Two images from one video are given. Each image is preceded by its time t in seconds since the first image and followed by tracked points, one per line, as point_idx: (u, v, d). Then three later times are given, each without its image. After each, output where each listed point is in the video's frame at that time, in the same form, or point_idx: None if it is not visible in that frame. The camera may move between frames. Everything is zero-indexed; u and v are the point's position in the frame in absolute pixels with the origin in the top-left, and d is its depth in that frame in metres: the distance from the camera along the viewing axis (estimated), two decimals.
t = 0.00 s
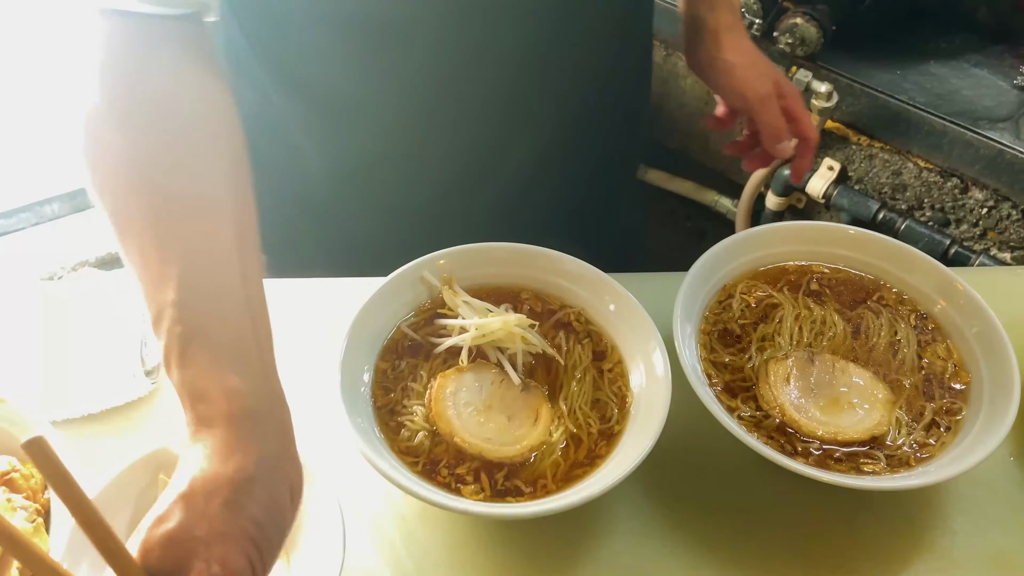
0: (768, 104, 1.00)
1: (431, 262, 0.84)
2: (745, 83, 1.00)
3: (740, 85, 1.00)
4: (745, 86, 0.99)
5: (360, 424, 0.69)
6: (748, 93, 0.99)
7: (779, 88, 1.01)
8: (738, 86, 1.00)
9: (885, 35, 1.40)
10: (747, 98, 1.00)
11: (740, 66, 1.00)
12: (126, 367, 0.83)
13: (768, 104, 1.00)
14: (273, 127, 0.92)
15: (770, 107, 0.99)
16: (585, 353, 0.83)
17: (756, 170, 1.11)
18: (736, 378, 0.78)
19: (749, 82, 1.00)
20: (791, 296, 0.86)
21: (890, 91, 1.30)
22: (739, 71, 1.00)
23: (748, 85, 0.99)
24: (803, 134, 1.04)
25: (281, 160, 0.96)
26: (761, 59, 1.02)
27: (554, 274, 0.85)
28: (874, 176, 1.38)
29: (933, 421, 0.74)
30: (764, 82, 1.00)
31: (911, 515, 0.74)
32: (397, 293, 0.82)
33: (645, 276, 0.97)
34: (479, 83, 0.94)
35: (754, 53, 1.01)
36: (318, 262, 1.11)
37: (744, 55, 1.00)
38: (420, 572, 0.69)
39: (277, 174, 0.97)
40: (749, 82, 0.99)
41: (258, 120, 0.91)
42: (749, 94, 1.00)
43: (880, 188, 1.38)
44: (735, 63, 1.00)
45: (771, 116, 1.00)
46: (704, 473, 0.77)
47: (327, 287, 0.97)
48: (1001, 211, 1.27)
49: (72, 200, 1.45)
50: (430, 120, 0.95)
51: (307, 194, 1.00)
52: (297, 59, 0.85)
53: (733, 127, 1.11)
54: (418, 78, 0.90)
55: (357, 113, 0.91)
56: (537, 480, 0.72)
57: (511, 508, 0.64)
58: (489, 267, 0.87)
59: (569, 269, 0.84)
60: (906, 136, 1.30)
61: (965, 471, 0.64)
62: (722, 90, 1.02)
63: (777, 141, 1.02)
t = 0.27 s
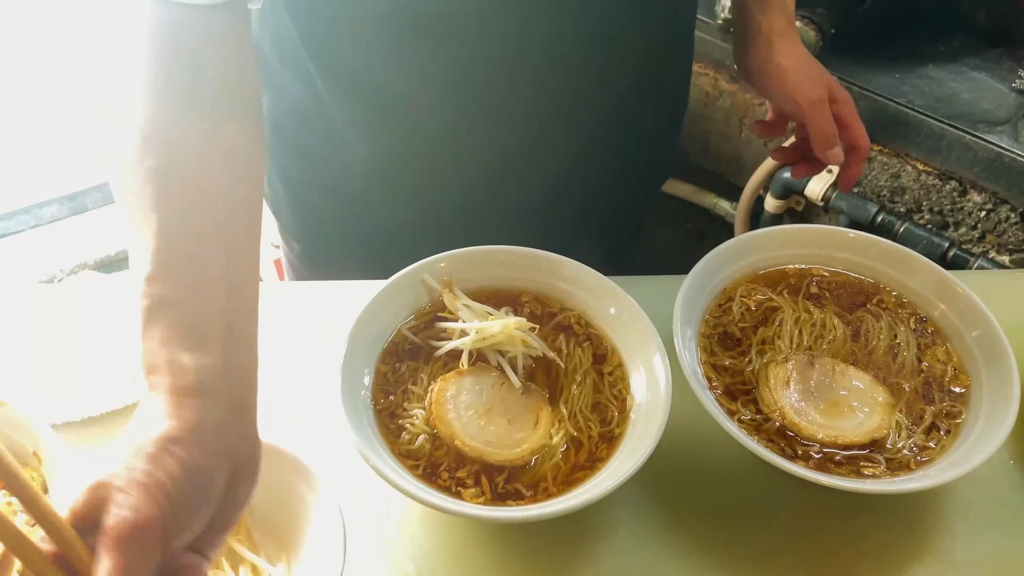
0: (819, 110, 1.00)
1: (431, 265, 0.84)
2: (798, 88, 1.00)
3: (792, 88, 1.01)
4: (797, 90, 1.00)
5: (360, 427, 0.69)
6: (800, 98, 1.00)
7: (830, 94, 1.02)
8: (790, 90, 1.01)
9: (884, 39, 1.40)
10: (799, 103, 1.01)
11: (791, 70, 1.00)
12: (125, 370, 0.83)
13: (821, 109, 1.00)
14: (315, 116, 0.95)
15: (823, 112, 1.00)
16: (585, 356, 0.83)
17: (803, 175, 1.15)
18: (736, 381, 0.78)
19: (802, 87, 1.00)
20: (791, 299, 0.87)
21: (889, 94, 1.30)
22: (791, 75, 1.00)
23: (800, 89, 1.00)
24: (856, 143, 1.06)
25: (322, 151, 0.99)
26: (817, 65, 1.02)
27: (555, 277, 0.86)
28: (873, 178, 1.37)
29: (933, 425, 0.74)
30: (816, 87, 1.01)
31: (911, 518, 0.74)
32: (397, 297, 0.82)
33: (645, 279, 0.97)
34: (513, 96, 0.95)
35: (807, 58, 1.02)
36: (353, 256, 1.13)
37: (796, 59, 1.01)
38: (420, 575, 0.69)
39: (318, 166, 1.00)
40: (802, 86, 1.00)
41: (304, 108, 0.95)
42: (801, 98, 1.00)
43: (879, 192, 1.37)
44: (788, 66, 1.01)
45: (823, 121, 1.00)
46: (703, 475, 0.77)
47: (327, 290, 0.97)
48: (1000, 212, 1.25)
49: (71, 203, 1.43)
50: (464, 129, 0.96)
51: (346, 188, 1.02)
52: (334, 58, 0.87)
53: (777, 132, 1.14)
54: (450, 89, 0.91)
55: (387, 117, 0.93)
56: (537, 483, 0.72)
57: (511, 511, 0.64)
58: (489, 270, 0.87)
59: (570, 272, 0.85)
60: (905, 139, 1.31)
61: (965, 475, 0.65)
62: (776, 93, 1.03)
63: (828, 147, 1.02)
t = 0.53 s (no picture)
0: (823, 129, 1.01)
1: (431, 269, 0.84)
2: (804, 106, 1.00)
3: (797, 107, 1.01)
4: (803, 109, 1.00)
5: (358, 432, 0.69)
6: (804, 115, 1.00)
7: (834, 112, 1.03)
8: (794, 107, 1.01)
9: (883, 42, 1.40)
10: (804, 122, 1.01)
11: (794, 86, 1.01)
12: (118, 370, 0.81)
13: (825, 128, 1.00)
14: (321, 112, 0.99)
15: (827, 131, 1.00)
16: (585, 360, 0.82)
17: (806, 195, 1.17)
18: (737, 386, 0.78)
19: (808, 105, 1.00)
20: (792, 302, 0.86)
21: (888, 96, 1.30)
22: (796, 93, 1.01)
23: (805, 108, 1.00)
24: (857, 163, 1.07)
25: (326, 148, 1.02)
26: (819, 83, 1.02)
27: (554, 280, 0.85)
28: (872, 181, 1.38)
29: (934, 430, 0.74)
30: (821, 105, 1.01)
31: (911, 523, 0.74)
32: (395, 301, 0.82)
33: (645, 283, 0.97)
34: (510, 99, 0.97)
35: (812, 76, 1.02)
36: (355, 255, 1.16)
37: (802, 77, 1.01)
38: None
39: (321, 163, 1.04)
40: (807, 104, 1.00)
41: (309, 104, 1.00)
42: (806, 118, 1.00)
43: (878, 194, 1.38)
44: (793, 83, 1.01)
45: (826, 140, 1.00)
46: (703, 480, 0.76)
47: (325, 293, 0.96)
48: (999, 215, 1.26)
49: (68, 203, 1.44)
50: (461, 130, 0.99)
51: (348, 186, 1.05)
52: (339, 55, 0.91)
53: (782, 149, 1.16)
54: (448, 90, 0.94)
55: (388, 114, 0.96)
56: (537, 488, 0.72)
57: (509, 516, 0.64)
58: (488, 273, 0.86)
59: (569, 276, 0.84)
60: (904, 142, 1.30)
61: (966, 481, 0.64)
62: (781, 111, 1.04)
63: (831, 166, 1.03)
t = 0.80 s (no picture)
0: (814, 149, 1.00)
1: (436, 275, 0.83)
2: (795, 124, 1.00)
3: (787, 125, 1.01)
4: (795, 127, 1.00)
5: (365, 441, 0.68)
6: (796, 133, 1.00)
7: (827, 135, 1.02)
8: (786, 124, 1.01)
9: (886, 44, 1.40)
10: (794, 141, 1.00)
11: (787, 102, 1.01)
12: (119, 378, 0.80)
13: (816, 149, 1.00)
14: (328, 113, 0.99)
15: (818, 151, 1.00)
16: (592, 367, 0.82)
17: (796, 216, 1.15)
18: (745, 393, 0.77)
19: (799, 124, 1.00)
20: (799, 308, 0.86)
21: (891, 99, 1.29)
22: (788, 111, 1.00)
23: (796, 126, 1.00)
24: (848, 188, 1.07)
25: (329, 147, 1.02)
26: (812, 102, 1.03)
27: (560, 286, 0.85)
28: (873, 182, 1.34)
29: (944, 438, 0.73)
30: (813, 125, 1.01)
31: (921, 533, 0.73)
32: (399, 307, 0.81)
33: (650, 289, 0.96)
34: (519, 98, 0.97)
35: (805, 96, 1.02)
36: (354, 255, 1.15)
37: (795, 96, 1.01)
38: None
39: (323, 162, 1.04)
40: (799, 123, 1.00)
41: (311, 102, 0.99)
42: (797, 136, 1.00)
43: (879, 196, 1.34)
44: (786, 100, 1.01)
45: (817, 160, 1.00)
46: (711, 488, 0.76)
47: (329, 299, 0.95)
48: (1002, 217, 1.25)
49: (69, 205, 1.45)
50: (470, 130, 0.98)
51: (355, 188, 1.05)
52: (338, 53, 0.91)
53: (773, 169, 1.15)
54: (457, 90, 0.94)
55: (397, 115, 0.96)
56: (544, 497, 0.71)
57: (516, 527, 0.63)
58: (493, 279, 0.86)
59: (575, 282, 0.84)
60: (907, 145, 1.29)
61: (977, 490, 0.64)
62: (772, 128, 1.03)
63: (822, 188, 1.02)
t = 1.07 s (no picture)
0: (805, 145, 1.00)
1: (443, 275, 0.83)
2: (788, 122, 1.00)
3: (780, 122, 1.00)
4: (788, 124, 1.00)
5: (372, 443, 0.67)
6: (789, 131, 1.00)
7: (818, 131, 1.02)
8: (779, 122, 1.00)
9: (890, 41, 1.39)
10: (786, 138, 1.00)
11: (782, 100, 1.00)
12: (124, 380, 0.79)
13: (807, 145, 1.00)
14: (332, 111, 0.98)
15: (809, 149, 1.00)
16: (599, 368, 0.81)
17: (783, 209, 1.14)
18: (754, 394, 0.77)
19: (792, 121, 1.00)
20: (808, 309, 0.85)
21: (895, 97, 1.28)
22: (781, 109, 1.00)
23: (789, 124, 1.00)
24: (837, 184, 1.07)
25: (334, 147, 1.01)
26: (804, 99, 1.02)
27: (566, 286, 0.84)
28: (878, 180, 1.35)
29: (955, 438, 0.73)
30: (805, 122, 1.00)
31: (931, 536, 0.72)
32: (404, 308, 0.81)
33: (656, 289, 0.96)
34: (522, 97, 0.96)
35: (798, 93, 1.01)
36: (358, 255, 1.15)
37: (789, 93, 1.01)
38: None
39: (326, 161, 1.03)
40: (792, 120, 1.00)
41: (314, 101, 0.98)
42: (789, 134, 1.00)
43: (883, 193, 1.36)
44: (780, 98, 1.00)
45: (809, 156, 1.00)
46: (720, 490, 0.75)
47: (333, 299, 0.95)
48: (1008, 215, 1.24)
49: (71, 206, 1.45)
50: (474, 129, 0.98)
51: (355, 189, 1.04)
52: (342, 54, 0.90)
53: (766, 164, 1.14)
54: (460, 89, 0.93)
55: (399, 114, 0.95)
56: (552, 499, 0.71)
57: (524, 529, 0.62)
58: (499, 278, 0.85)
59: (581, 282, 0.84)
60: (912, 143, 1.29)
61: (990, 492, 0.63)
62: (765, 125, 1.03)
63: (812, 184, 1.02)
